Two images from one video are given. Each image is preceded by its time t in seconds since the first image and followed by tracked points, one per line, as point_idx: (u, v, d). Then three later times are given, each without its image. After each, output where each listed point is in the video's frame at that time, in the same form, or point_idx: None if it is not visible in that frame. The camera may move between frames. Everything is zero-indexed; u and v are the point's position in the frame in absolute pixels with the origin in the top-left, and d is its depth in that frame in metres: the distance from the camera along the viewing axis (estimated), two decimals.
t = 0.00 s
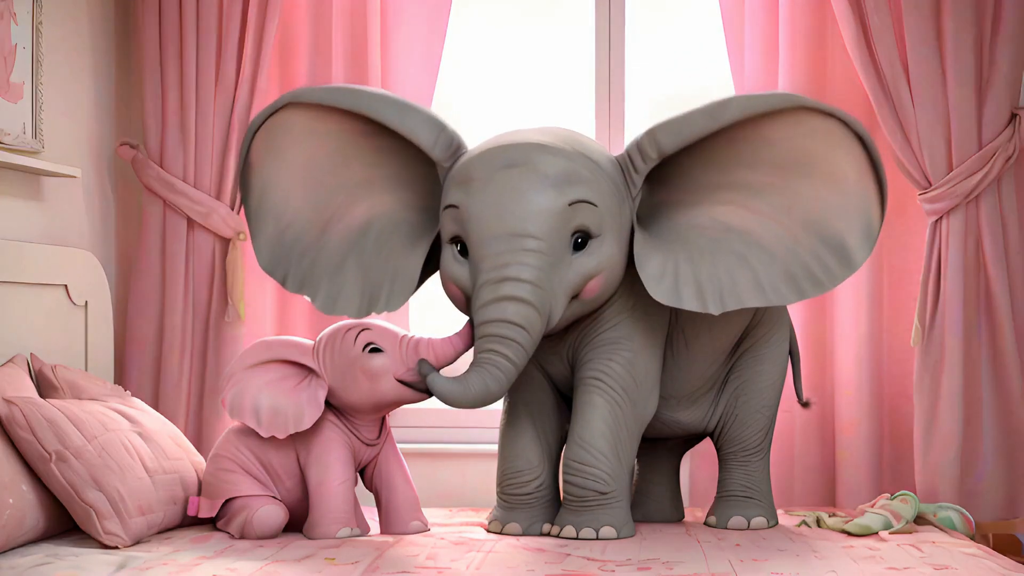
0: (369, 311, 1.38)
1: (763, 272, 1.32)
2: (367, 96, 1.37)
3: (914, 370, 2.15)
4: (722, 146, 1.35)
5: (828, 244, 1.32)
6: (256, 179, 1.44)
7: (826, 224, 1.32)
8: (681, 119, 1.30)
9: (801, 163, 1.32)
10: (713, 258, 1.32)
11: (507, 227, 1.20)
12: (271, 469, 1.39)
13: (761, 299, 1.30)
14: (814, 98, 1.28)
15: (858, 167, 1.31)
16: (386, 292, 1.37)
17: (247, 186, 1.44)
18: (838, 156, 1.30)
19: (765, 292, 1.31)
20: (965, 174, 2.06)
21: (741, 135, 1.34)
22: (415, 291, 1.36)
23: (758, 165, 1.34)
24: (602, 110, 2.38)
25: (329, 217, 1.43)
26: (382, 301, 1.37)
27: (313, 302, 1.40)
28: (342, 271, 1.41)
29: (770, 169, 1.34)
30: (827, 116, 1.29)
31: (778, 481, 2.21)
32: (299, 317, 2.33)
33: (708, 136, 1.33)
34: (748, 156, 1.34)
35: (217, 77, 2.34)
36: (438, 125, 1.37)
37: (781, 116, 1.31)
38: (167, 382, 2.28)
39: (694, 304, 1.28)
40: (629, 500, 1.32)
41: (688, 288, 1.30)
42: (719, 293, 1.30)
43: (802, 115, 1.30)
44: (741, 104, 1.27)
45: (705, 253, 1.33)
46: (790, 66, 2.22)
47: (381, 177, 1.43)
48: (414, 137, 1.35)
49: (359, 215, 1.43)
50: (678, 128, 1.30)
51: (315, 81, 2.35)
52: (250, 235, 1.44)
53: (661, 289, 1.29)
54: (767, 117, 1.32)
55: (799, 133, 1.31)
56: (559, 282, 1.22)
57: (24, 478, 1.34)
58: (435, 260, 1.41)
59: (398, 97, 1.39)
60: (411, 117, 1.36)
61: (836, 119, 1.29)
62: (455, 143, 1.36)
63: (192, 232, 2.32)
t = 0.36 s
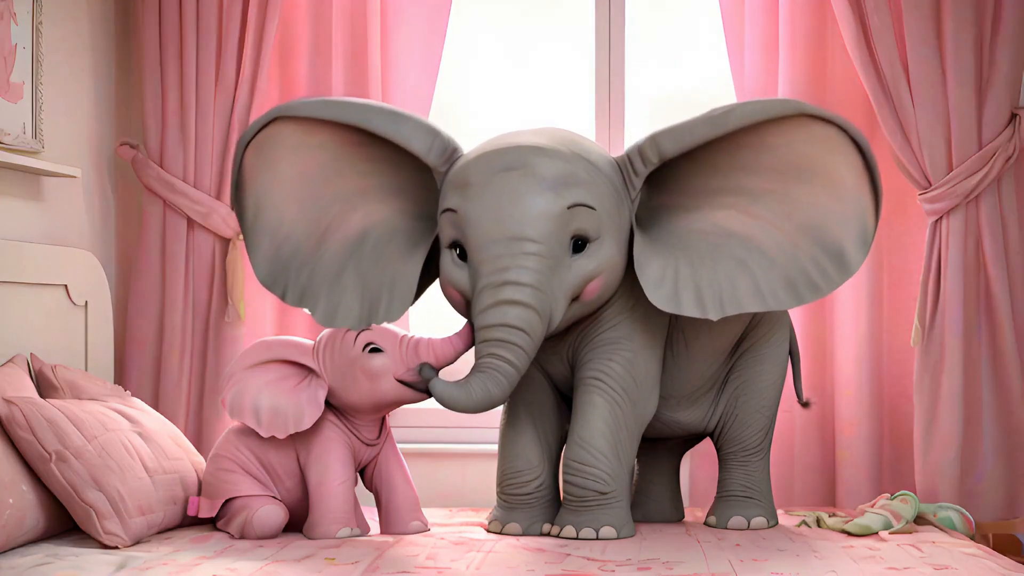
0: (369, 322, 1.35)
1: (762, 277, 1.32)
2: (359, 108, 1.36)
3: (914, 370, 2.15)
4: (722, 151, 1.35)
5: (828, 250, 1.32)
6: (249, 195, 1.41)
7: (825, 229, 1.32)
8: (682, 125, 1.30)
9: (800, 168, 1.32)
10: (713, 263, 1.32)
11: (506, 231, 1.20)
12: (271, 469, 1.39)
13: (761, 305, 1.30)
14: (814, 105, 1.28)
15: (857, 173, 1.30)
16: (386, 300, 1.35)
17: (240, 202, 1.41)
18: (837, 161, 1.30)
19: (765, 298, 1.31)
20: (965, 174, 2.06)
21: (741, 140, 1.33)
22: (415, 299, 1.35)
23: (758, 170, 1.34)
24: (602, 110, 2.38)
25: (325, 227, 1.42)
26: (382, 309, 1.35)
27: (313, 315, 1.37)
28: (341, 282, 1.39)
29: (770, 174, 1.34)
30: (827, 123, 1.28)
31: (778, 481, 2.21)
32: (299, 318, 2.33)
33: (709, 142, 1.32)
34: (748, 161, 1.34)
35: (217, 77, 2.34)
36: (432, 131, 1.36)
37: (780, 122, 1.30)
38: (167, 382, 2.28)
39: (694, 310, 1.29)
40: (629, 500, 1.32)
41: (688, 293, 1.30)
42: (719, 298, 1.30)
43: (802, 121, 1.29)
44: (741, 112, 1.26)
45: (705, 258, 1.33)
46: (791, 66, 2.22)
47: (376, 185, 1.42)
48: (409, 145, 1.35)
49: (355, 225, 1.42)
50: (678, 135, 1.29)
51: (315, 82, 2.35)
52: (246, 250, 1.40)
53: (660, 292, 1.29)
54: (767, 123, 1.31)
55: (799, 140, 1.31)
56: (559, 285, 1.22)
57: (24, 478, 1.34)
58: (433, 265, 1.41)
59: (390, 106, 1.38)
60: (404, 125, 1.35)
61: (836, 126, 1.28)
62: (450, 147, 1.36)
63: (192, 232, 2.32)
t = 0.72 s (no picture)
0: (370, 326, 1.35)
1: (762, 276, 1.32)
2: (356, 113, 1.35)
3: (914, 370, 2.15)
4: (723, 151, 1.35)
5: (827, 249, 1.32)
6: (247, 201, 1.41)
7: (826, 228, 1.32)
8: (683, 126, 1.30)
9: (801, 168, 1.32)
10: (713, 262, 1.33)
11: (506, 232, 1.20)
12: (271, 469, 1.39)
13: (760, 303, 1.30)
14: (815, 104, 1.27)
15: (857, 172, 1.30)
16: (386, 304, 1.35)
17: (237, 209, 1.41)
18: (837, 161, 1.29)
19: (764, 297, 1.31)
20: (965, 174, 2.06)
21: (742, 139, 1.33)
22: (416, 303, 1.34)
23: (758, 169, 1.34)
24: (602, 110, 2.38)
25: (324, 232, 1.42)
26: (382, 313, 1.35)
27: (313, 320, 1.37)
28: (340, 287, 1.39)
29: (771, 173, 1.34)
30: (828, 122, 1.28)
31: (778, 481, 2.21)
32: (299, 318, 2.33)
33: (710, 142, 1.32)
34: (748, 161, 1.34)
35: (217, 77, 2.34)
36: (430, 134, 1.35)
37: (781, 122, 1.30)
38: (167, 382, 2.28)
39: (694, 309, 1.29)
40: (629, 500, 1.32)
41: (688, 292, 1.30)
42: (719, 297, 1.30)
43: (803, 120, 1.29)
44: (743, 112, 1.26)
45: (705, 257, 1.33)
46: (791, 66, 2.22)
47: (375, 190, 1.42)
48: (407, 149, 1.34)
49: (354, 229, 1.42)
50: (679, 136, 1.29)
51: (315, 81, 2.35)
52: (245, 257, 1.41)
53: (660, 292, 1.29)
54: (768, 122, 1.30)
55: (799, 139, 1.30)
56: (559, 285, 1.22)
57: (24, 478, 1.34)
58: (433, 268, 1.41)
59: (387, 111, 1.37)
60: (402, 129, 1.35)
61: (837, 125, 1.28)
62: (448, 149, 1.35)
63: (192, 232, 2.32)
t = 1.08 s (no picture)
0: (369, 325, 1.35)
1: (762, 275, 1.32)
2: (355, 113, 1.35)
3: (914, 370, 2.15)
4: (723, 150, 1.35)
5: (828, 248, 1.32)
6: (246, 201, 1.41)
7: (825, 227, 1.32)
8: (682, 126, 1.30)
9: (801, 167, 1.32)
10: (713, 261, 1.33)
11: (506, 232, 1.20)
12: (271, 469, 1.39)
13: (760, 302, 1.30)
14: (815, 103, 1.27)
15: (858, 171, 1.30)
16: (386, 304, 1.35)
17: (236, 209, 1.41)
18: (837, 160, 1.29)
19: (764, 295, 1.31)
20: (965, 173, 2.06)
21: (742, 140, 1.33)
22: (416, 302, 1.34)
23: (758, 169, 1.34)
24: (602, 110, 2.38)
25: (324, 232, 1.42)
26: (382, 313, 1.35)
27: (313, 320, 1.37)
28: (340, 287, 1.39)
29: (771, 173, 1.34)
30: (828, 121, 1.28)
31: (778, 481, 2.22)
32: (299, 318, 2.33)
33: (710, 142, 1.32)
34: (748, 160, 1.34)
35: (217, 77, 2.34)
36: (429, 134, 1.35)
37: (781, 122, 1.29)
38: (167, 382, 2.28)
39: (695, 308, 1.29)
40: (629, 500, 1.32)
41: (688, 292, 1.30)
42: (719, 297, 1.30)
43: (803, 120, 1.29)
44: (743, 112, 1.26)
45: (705, 256, 1.33)
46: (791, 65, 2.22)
47: (374, 191, 1.42)
48: (406, 149, 1.34)
49: (354, 229, 1.42)
50: (679, 136, 1.29)
51: (315, 81, 2.35)
52: (244, 257, 1.41)
53: (661, 292, 1.29)
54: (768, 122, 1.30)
55: (800, 138, 1.30)
56: (559, 285, 1.22)
57: (24, 478, 1.34)
58: (433, 268, 1.41)
59: (386, 111, 1.37)
60: (401, 129, 1.35)
61: (837, 125, 1.28)
62: (448, 149, 1.35)
63: (192, 232, 2.32)
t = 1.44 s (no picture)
0: (369, 324, 1.35)
1: (762, 274, 1.32)
2: (356, 110, 1.35)
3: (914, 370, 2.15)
4: (722, 150, 1.35)
5: (828, 247, 1.32)
6: (245, 198, 1.41)
7: (826, 225, 1.32)
8: (681, 126, 1.30)
9: (801, 166, 1.32)
10: (712, 260, 1.33)
11: (506, 232, 1.20)
12: (271, 469, 1.39)
13: (760, 301, 1.30)
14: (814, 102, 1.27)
15: (858, 169, 1.30)
16: (386, 303, 1.35)
17: (236, 206, 1.41)
18: (837, 159, 1.29)
19: (764, 293, 1.31)
20: (965, 173, 2.06)
21: (741, 139, 1.33)
22: (416, 300, 1.35)
23: (757, 168, 1.34)
24: (602, 111, 2.38)
25: (323, 231, 1.42)
26: (382, 312, 1.35)
27: (312, 319, 1.38)
28: (340, 286, 1.39)
29: (770, 172, 1.34)
30: (827, 120, 1.28)
31: (778, 481, 2.22)
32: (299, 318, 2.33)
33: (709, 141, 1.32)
34: (747, 159, 1.34)
35: (217, 77, 2.34)
36: (430, 133, 1.35)
37: (780, 122, 1.29)
38: (168, 382, 2.28)
39: (695, 307, 1.29)
40: (629, 500, 1.32)
41: (688, 291, 1.30)
42: (719, 296, 1.30)
43: (803, 119, 1.28)
44: (742, 112, 1.26)
45: (704, 256, 1.33)
46: (790, 65, 2.22)
47: (374, 189, 1.42)
48: (406, 147, 1.34)
49: (354, 228, 1.42)
50: (678, 135, 1.29)
51: (315, 81, 2.35)
52: (244, 255, 1.41)
53: (661, 291, 1.29)
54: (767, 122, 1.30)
55: (799, 137, 1.30)
56: (559, 285, 1.22)
57: (24, 478, 1.34)
58: (433, 266, 1.41)
59: (387, 109, 1.37)
60: (402, 127, 1.34)
61: (837, 123, 1.27)
62: (448, 149, 1.35)
63: (192, 232, 2.32)
